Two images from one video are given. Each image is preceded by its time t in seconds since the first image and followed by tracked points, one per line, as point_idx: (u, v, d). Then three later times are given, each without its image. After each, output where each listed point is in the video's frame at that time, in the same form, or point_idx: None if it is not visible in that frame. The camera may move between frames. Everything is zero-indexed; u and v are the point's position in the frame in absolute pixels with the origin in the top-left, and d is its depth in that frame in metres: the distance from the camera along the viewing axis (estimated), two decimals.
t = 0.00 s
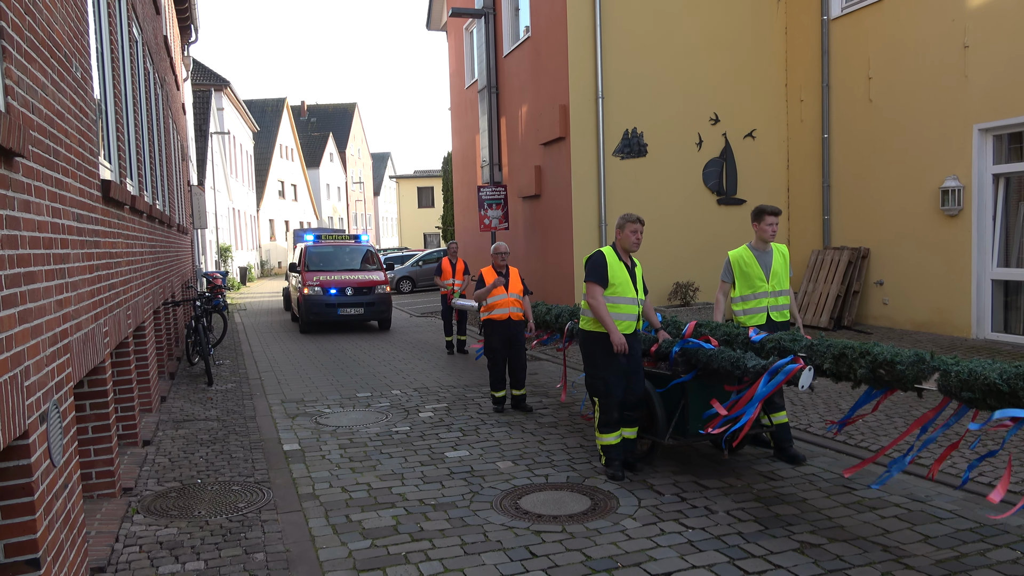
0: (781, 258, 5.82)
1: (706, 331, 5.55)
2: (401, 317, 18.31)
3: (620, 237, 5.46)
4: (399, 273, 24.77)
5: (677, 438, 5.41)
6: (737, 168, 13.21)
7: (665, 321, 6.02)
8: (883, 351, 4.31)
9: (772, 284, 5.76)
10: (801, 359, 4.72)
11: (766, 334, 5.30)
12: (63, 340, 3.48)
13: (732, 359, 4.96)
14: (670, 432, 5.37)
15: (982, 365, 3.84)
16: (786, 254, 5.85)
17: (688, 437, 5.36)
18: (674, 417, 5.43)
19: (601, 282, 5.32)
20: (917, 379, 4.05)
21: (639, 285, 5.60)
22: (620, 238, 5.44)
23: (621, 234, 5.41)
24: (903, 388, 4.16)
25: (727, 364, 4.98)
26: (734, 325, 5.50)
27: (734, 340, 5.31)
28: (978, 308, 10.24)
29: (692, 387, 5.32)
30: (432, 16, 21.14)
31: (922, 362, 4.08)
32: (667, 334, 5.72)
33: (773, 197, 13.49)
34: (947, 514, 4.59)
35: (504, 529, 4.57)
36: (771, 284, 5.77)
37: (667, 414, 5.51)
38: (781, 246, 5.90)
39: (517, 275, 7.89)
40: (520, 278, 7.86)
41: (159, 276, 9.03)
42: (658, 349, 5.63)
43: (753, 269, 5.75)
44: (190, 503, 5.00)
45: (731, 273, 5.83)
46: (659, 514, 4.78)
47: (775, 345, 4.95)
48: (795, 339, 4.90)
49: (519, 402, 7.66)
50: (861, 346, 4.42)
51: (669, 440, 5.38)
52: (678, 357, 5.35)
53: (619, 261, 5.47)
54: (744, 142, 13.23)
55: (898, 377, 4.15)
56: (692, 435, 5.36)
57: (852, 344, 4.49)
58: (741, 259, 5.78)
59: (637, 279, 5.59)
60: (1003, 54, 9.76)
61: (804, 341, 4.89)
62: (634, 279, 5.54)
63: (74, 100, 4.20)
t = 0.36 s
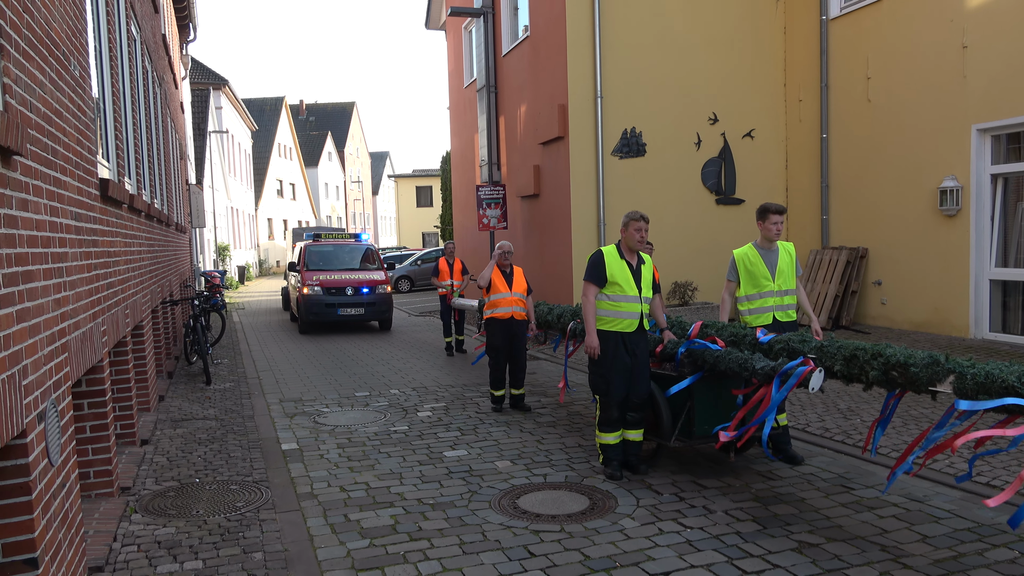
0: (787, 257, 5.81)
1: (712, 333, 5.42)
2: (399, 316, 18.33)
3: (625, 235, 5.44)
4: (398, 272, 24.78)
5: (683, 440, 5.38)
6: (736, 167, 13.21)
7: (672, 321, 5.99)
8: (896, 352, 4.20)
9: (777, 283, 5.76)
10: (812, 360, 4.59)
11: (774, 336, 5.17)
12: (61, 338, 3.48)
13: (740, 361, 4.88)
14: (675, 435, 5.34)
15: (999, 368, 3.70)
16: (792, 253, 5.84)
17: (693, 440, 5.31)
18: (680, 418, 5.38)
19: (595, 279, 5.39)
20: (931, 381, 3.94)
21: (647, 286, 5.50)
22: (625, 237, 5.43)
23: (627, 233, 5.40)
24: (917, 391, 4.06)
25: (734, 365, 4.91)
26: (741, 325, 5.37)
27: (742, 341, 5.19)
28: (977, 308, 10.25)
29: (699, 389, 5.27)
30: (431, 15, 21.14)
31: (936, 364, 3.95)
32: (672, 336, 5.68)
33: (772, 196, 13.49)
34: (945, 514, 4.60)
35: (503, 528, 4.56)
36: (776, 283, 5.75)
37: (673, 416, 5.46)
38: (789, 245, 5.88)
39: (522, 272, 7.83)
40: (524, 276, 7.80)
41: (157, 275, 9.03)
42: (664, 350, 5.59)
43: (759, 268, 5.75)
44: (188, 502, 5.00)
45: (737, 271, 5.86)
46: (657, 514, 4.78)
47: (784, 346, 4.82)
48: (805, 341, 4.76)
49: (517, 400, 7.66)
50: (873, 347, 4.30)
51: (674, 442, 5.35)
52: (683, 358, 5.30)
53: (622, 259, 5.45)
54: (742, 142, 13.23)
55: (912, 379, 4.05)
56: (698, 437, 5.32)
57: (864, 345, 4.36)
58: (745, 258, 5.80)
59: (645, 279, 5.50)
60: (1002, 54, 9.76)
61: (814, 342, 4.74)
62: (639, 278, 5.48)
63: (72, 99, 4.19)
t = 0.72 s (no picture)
0: (787, 256, 5.82)
1: (717, 333, 5.43)
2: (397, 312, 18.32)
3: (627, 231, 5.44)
4: (395, 268, 24.76)
5: (685, 441, 5.32)
6: (734, 167, 13.21)
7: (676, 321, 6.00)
8: (906, 355, 4.18)
9: (777, 282, 5.76)
10: (819, 361, 4.54)
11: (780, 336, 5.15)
12: (57, 330, 3.48)
13: (745, 361, 4.84)
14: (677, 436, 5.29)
15: (1012, 373, 3.68)
16: (793, 253, 5.84)
17: (696, 441, 5.26)
18: (683, 419, 5.32)
19: (596, 275, 5.39)
20: (942, 386, 3.90)
21: (649, 283, 5.48)
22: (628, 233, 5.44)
23: (630, 231, 5.41)
24: (927, 395, 4.03)
25: (740, 366, 4.87)
26: (746, 325, 5.38)
27: (746, 341, 5.20)
28: (973, 309, 10.27)
29: (703, 391, 5.22)
30: (431, 12, 21.12)
31: (947, 369, 3.91)
32: (676, 335, 5.68)
33: (770, 196, 13.49)
34: (939, 515, 4.61)
35: (498, 525, 4.57)
36: (775, 281, 5.76)
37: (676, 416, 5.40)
38: (788, 245, 5.89)
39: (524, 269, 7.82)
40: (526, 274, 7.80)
41: (154, 269, 9.02)
42: (667, 349, 5.59)
43: (759, 266, 5.75)
44: (184, 496, 4.99)
45: (736, 269, 5.84)
46: (653, 512, 4.79)
47: (791, 348, 4.77)
48: (811, 342, 4.70)
49: (514, 398, 7.67)
50: (882, 350, 4.28)
51: (676, 443, 5.30)
52: (688, 359, 5.26)
53: (625, 257, 5.45)
54: (741, 142, 13.24)
55: (922, 384, 4.01)
56: (701, 438, 5.27)
57: (873, 348, 4.34)
58: (746, 256, 5.79)
59: (648, 277, 5.48)
60: (1002, 56, 9.77)
61: (822, 344, 4.68)
62: (641, 276, 5.45)
63: (70, 91, 4.18)
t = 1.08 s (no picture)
0: (787, 255, 5.81)
1: (725, 332, 5.36)
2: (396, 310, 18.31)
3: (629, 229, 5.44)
4: (394, 266, 24.76)
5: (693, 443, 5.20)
6: (733, 165, 13.21)
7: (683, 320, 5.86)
8: (922, 357, 4.11)
9: (778, 280, 5.77)
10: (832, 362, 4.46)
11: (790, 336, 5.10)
12: (56, 328, 3.49)
13: (755, 362, 4.72)
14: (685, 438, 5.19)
15: None
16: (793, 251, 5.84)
17: (704, 442, 5.15)
18: (690, 420, 5.21)
19: (596, 272, 5.39)
20: (960, 389, 3.84)
21: (650, 281, 5.47)
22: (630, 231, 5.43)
23: (632, 229, 5.41)
24: (943, 397, 3.95)
25: (750, 367, 4.75)
26: (756, 326, 5.30)
27: (756, 341, 5.13)
28: (972, 307, 10.28)
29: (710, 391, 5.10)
30: (430, 9, 21.11)
31: (965, 370, 3.85)
32: (684, 334, 5.56)
33: (769, 193, 13.49)
34: (937, 512, 4.62)
35: (496, 522, 4.58)
36: (777, 280, 5.77)
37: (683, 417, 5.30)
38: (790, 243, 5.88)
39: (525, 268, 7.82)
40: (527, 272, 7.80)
41: (153, 266, 9.01)
42: (674, 349, 5.45)
43: (761, 265, 5.74)
44: (183, 494, 5.00)
45: (740, 268, 5.83)
46: (651, 510, 4.80)
47: (802, 348, 4.71)
48: (824, 342, 4.63)
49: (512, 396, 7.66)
50: (897, 351, 4.22)
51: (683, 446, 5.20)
52: (695, 358, 5.15)
53: (626, 255, 5.45)
54: (740, 139, 13.23)
55: (939, 386, 3.94)
56: (708, 439, 5.15)
57: (887, 349, 4.28)
58: (749, 254, 5.76)
59: (649, 275, 5.47)
60: (1001, 55, 9.79)
61: (834, 344, 4.61)
62: (642, 273, 5.45)
63: (68, 88, 4.18)
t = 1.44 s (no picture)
0: (793, 254, 5.81)
1: (742, 334, 5.22)
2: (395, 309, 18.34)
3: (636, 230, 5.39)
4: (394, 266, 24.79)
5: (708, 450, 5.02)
6: (733, 164, 13.22)
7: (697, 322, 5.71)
8: (953, 363, 3.98)
9: (786, 281, 5.79)
10: (855, 368, 4.37)
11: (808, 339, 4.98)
12: (56, 328, 3.49)
13: (775, 367, 4.56)
14: (701, 443, 4.98)
15: None
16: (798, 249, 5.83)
17: (720, 448, 4.98)
18: (706, 425, 5.02)
19: (601, 273, 5.36)
20: (995, 398, 3.70)
21: (656, 283, 5.43)
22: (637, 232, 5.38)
23: (638, 230, 5.33)
24: (974, 405, 3.83)
25: (769, 372, 4.59)
26: (773, 328, 5.17)
27: (774, 345, 4.98)
28: (972, 307, 10.29)
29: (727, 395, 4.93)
30: (430, 9, 21.11)
31: (1000, 378, 3.72)
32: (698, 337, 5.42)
33: (769, 193, 13.50)
34: (936, 511, 4.63)
35: (497, 522, 4.59)
36: (784, 280, 5.79)
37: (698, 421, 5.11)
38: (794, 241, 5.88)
39: (529, 269, 7.84)
40: (531, 273, 7.81)
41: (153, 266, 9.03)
42: (689, 352, 5.31)
43: (768, 267, 5.75)
44: (183, 493, 5.01)
45: (746, 271, 5.81)
46: (650, 509, 4.80)
47: (824, 352, 4.63)
48: (846, 348, 4.56)
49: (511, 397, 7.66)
50: (925, 357, 4.11)
51: (699, 452, 4.97)
52: (711, 361, 4.98)
53: (633, 256, 5.39)
54: (740, 139, 13.24)
55: (971, 394, 3.81)
56: (724, 446, 4.99)
57: (915, 355, 4.17)
58: (754, 257, 5.76)
59: (655, 277, 5.42)
60: (1000, 55, 9.79)
61: (856, 349, 4.56)
62: (647, 275, 5.40)
63: (68, 88, 4.18)
